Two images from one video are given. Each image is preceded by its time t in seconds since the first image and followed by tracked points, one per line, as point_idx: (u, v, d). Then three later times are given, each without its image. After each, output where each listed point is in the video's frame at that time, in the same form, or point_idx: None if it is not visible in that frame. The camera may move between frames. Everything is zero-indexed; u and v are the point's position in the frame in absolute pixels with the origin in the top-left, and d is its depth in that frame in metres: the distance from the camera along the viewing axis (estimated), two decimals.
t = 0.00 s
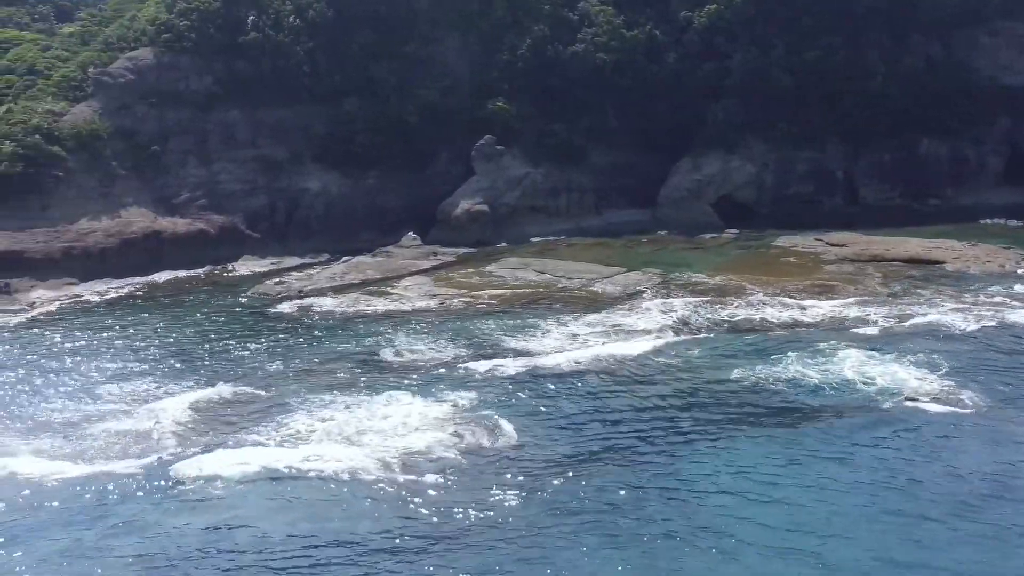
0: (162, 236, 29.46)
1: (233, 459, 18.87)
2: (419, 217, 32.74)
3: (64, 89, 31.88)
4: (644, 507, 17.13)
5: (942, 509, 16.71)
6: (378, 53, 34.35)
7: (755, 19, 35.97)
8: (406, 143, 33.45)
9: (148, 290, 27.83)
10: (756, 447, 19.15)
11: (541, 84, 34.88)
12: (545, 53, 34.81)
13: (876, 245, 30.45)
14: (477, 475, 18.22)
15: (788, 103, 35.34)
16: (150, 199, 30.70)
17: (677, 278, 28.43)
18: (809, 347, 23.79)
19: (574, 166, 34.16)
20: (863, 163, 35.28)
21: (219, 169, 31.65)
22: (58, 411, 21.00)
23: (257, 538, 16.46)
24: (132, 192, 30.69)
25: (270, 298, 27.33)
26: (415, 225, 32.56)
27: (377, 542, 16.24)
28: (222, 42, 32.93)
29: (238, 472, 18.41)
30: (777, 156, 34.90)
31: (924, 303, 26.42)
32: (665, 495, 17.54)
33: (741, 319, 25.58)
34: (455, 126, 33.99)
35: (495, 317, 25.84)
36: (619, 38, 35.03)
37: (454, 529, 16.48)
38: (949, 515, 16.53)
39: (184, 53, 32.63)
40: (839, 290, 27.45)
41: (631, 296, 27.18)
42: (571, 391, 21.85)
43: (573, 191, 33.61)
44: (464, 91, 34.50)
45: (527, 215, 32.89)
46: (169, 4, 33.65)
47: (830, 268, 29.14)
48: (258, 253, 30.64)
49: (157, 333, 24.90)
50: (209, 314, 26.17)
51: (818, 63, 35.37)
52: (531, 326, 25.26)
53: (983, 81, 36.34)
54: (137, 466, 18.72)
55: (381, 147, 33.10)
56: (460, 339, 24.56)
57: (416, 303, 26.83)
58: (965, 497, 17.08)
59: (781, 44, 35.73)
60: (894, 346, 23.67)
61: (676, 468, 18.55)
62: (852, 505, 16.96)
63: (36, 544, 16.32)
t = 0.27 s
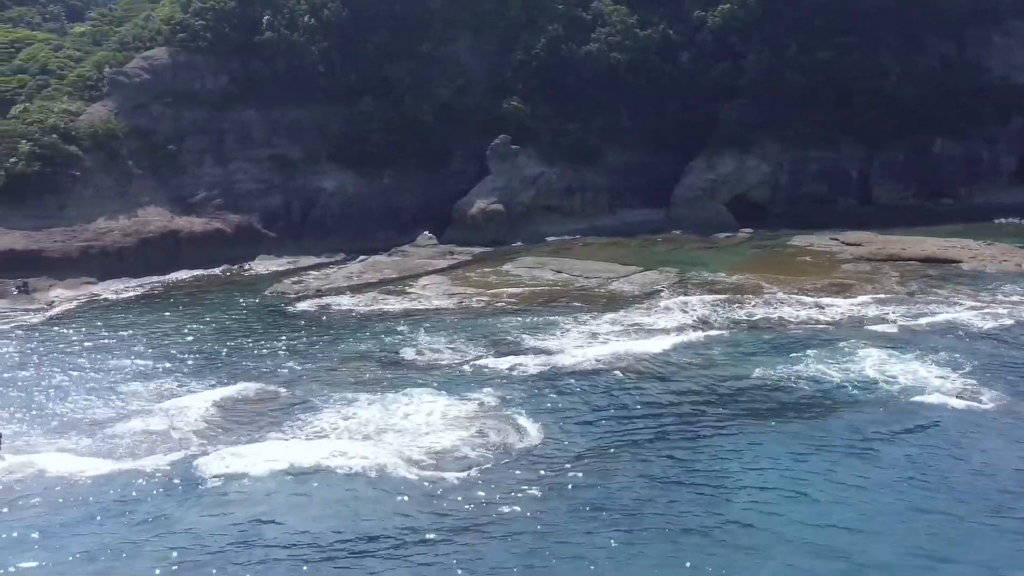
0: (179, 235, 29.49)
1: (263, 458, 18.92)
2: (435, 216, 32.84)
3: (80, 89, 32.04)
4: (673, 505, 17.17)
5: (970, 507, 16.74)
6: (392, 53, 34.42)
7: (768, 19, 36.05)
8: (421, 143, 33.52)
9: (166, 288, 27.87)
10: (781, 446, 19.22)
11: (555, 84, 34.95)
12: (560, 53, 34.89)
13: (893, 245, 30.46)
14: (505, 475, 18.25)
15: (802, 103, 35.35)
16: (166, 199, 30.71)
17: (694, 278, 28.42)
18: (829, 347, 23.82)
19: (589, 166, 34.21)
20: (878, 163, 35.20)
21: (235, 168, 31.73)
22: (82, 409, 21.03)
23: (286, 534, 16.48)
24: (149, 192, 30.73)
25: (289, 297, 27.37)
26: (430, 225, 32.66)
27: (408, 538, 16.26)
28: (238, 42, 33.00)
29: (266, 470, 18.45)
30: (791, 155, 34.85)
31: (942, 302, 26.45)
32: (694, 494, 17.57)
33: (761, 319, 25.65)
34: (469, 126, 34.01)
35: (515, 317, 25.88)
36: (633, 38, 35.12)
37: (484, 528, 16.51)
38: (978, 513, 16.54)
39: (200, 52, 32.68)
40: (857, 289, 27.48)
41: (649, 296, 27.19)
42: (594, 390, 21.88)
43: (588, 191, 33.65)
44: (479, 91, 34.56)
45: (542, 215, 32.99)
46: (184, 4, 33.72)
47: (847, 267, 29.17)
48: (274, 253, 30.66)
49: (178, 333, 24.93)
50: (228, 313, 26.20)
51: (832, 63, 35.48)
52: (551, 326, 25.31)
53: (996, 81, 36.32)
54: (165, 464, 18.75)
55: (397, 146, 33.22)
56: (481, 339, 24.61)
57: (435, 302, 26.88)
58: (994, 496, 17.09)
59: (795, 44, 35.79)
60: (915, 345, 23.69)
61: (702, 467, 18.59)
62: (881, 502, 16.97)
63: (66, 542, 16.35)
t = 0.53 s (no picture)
0: (196, 235, 29.55)
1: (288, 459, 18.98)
2: (450, 216, 32.88)
3: (95, 89, 32.25)
4: (699, 507, 17.23)
5: (997, 508, 16.80)
6: (407, 53, 34.48)
7: (782, 19, 36.12)
8: (436, 143, 33.57)
9: (183, 288, 27.92)
10: (805, 445, 19.30)
11: (569, 84, 34.97)
12: (574, 53, 34.94)
13: (909, 245, 30.46)
14: (530, 475, 18.31)
15: (815, 104, 35.35)
16: (182, 199, 30.75)
17: (711, 278, 28.44)
18: (849, 347, 23.85)
19: (603, 166, 34.24)
20: (892, 163, 35.20)
21: (251, 168, 31.78)
22: (105, 408, 21.08)
23: (316, 539, 16.60)
24: (165, 191, 30.77)
25: (308, 296, 27.44)
26: (446, 225, 32.70)
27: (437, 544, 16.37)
28: (254, 42, 33.08)
29: (293, 472, 18.55)
30: (805, 155, 34.86)
31: (960, 302, 26.48)
32: (719, 494, 17.63)
33: (780, 318, 25.70)
34: (484, 126, 34.07)
35: (534, 317, 25.93)
36: (648, 38, 35.23)
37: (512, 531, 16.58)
38: (1006, 515, 16.58)
39: (215, 52, 32.72)
40: (875, 289, 27.51)
41: (667, 296, 27.19)
42: (616, 389, 21.90)
43: (602, 191, 33.67)
44: (494, 91, 34.60)
45: (557, 215, 33.00)
46: (200, 4, 33.81)
47: (863, 267, 29.19)
48: (290, 253, 30.69)
49: (198, 334, 25.01)
50: (248, 315, 26.29)
51: (845, 64, 35.52)
52: (571, 326, 25.34)
53: (1010, 80, 36.31)
54: (190, 464, 18.79)
55: (412, 146, 33.23)
56: (502, 338, 24.65)
57: (453, 302, 26.93)
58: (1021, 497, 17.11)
59: (809, 44, 35.91)
60: (935, 345, 23.71)
61: (727, 466, 18.63)
62: (908, 504, 17.03)
63: (97, 543, 16.44)
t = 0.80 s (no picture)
0: (213, 235, 29.60)
1: (315, 457, 19.02)
2: (466, 216, 33.00)
3: (112, 89, 32.39)
4: (727, 507, 17.28)
5: None
6: (422, 53, 34.53)
7: (795, 19, 36.09)
8: (451, 143, 33.59)
9: (202, 288, 27.97)
10: (831, 445, 19.34)
11: (584, 84, 35.08)
12: (589, 53, 35.02)
13: (925, 245, 30.45)
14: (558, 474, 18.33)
15: (829, 104, 35.26)
16: (199, 199, 30.79)
17: (728, 278, 28.42)
18: (870, 346, 23.87)
19: (618, 166, 34.27)
20: (905, 163, 35.26)
21: (267, 168, 31.81)
22: (129, 407, 21.11)
23: (346, 538, 16.64)
24: (182, 191, 30.81)
25: (326, 296, 27.48)
26: (461, 225, 32.81)
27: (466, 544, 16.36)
28: (270, 42, 33.12)
29: (319, 471, 18.56)
30: (820, 155, 34.94)
31: (979, 302, 26.48)
32: (746, 494, 17.67)
33: (799, 318, 25.73)
34: (499, 126, 34.08)
35: (553, 316, 25.94)
36: (661, 38, 35.25)
37: (541, 531, 16.59)
38: None
39: (230, 52, 32.72)
40: (892, 288, 27.53)
41: (686, 296, 27.21)
42: (640, 388, 21.92)
43: (617, 191, 33.75)
44: (508, 91, 34.66)
45: (572, 214, 33.05)
46: (215, 4, 33.87)
47: (880, 268, 29.20)
48: (307, 253, 30.76)
49: (219, 334, 25.02)
50: (266, 315, 26.30)
51: (858, 65, 35.48)
52: (591, 326, 25.33)
53: None
54: (217, 464, 18.82)
55: (428, 146, 33.31)
56: (522, 337, 24.70)
57: (472, 302, 26.97)
58: None
59: (822, 44, 35.80)
60: (956, 345, 23.72)
61: (752, 466, 18.66)
62: (935, 507, 17.03)
63: (129, 544, 16.48)
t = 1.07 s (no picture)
0: (230, 235, 29.65)
1: (340, 456, 19.05)
2: (480, 216, 33.03)
3: (128, 89, 32.47)
4: (754, 505, 17.32)
5: None
6: (436, 53, 34.59)
7: (809, 19, 36.06)
8: (465, 143, 33.63)
9: (219, 288, 28.00)
10: (856, 445, 19.35)
11: (598, 85, 35.15)
12: (603, 53, 35.08)
13: (940, 244, 30.45)
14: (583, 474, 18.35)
15: (843, 104, 35.30)
16: (215, 199, 30.84)
17: (745, 278, 28.44)
18: (890, 346, 23.89)
19: (632, 166, 34.33)
20: (918, 163, 35.19)
21: (283, 168, 31.93)
22: (153, 406, 21.14)
23: (374, 537, 16.68)
24: (198, 191, 30.86)
25: (344, 296, 27.53)
26: (476, 225, 32.87)
27: (492, 543, 16.36)
28: (285, 42, 33.17)
29: (344, 471, 18.56)
30: (833, 155, 34.96)
31: (996, 302, 26.50)
32: (773, 493, 17.70)
33: (817, 317, 25.75)
34: (513, 126, 34.16)
35: (571, 316, 25.96)
36: (674, 38, 35.25)
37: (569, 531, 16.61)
38: None
39: (246, 53, 32.79)
40: (909, 288, 27.56)
41: (703, 296, 27.24)
42: (662, 387, 21.95)
43: (631, 191, 33.78)
44: (523, 92, 34.71)
45: (587, 214, 33.08)
46: (230, 5, 33.92)
47: (896, 268, 29.21)
48: (323, 253, 30.80)
49: (238, 334, 25.04)
50: (284, 315, 26.32)
51: (870, 66, 35.37)
52: (609, 326, 25.33)
53: None
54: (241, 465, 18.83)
55: (442, 146, 33.40)
56: (542, 337, 24.74)
57: (490, 302, 27.01)
58: None
59: (835, 44, 35.80)
60: (976, 345, 23.73)
61: (777, 465, 18.70)
62: (963, 507, 17.04)
63: (158, 544, 16.49)
